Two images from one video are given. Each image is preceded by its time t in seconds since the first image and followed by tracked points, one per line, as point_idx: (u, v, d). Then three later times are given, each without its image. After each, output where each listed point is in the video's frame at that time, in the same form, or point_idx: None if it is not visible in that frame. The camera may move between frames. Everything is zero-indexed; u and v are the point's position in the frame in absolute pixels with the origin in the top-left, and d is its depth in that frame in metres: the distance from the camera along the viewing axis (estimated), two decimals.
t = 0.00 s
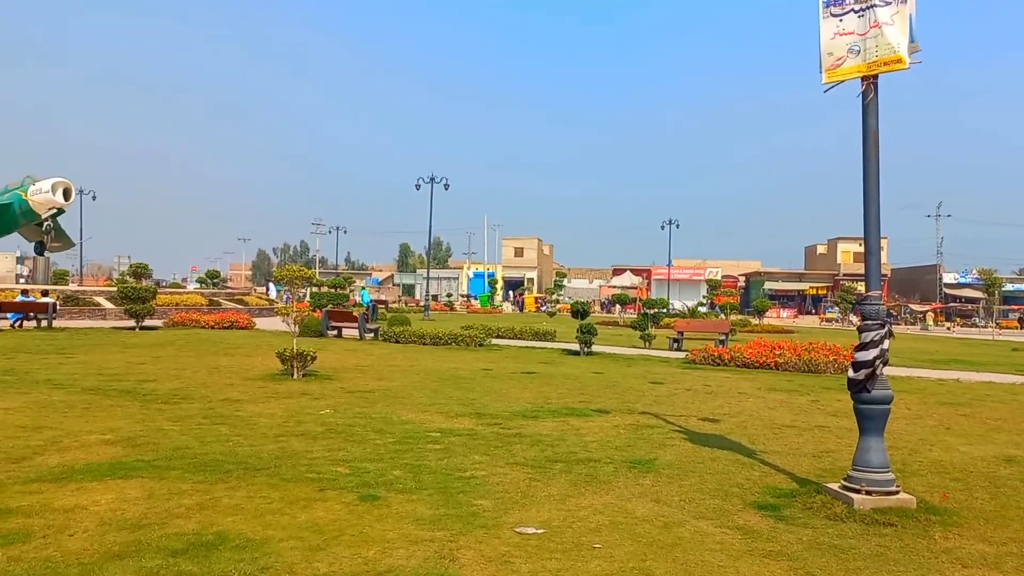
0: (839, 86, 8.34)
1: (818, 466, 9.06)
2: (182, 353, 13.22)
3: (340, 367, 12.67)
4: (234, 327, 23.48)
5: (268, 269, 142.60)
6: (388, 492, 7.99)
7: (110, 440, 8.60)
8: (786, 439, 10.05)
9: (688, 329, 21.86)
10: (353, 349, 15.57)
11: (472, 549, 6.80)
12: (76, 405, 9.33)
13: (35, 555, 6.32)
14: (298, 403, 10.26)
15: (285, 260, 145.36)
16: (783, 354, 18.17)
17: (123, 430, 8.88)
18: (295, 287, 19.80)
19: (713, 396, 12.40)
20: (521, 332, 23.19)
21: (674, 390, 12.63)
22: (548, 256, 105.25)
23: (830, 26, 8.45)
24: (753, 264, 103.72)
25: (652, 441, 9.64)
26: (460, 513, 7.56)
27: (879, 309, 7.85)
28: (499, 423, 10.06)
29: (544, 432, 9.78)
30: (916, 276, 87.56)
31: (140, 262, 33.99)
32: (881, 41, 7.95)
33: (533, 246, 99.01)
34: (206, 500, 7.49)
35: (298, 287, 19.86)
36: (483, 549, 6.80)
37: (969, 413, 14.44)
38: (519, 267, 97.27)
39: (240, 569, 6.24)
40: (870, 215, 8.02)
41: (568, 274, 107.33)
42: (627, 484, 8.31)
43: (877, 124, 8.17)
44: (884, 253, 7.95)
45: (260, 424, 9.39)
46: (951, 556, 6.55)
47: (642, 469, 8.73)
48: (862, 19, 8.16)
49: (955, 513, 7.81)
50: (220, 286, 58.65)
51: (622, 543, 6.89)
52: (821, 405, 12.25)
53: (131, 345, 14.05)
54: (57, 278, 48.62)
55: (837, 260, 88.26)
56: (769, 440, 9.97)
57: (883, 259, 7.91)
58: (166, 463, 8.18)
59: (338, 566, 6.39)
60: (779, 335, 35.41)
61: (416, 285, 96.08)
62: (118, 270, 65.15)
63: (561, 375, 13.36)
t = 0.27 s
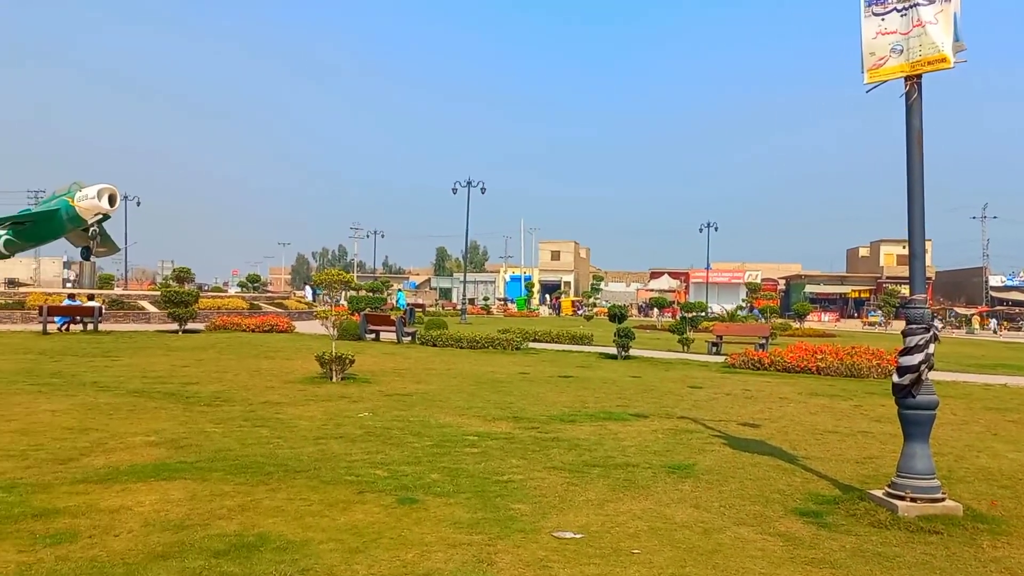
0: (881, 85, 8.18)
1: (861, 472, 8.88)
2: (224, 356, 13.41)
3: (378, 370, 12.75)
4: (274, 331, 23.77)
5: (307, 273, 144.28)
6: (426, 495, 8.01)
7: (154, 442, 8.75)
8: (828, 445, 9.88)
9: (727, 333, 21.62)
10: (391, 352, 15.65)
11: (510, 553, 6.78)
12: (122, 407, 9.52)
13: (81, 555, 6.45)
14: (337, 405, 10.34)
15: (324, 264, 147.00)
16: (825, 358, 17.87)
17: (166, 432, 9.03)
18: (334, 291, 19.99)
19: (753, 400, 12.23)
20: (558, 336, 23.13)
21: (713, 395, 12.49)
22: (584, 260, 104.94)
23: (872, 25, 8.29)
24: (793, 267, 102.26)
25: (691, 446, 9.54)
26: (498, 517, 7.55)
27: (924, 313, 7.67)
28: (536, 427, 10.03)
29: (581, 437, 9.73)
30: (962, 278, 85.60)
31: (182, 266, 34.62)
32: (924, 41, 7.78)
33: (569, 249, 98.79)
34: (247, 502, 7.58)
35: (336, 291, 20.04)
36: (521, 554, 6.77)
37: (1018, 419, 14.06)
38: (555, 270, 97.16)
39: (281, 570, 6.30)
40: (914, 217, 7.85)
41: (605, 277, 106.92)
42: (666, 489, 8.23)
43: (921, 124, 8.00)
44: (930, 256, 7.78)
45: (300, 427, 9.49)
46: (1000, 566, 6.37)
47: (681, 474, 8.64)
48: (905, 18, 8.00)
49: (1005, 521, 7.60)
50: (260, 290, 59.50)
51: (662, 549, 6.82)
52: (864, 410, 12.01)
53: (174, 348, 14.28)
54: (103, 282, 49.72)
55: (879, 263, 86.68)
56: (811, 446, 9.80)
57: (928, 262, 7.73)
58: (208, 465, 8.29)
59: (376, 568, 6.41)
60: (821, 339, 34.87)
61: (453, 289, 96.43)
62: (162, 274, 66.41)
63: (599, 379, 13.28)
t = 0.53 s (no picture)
0: (919, 86, 8.05)
1: (900, 478, 8.72)
2: (259, 360, 13.56)
3: (411, 374, 12.80)
4: (308, 335, 23.99)
5: (341, 277, 145.58)
6: (459, 499, 8.02)
7: (191, 444, 8.87)
8: (866, 450, 9.71)
9: (762, 337, 21.39)
10: (424, 356, 15.70)
11: (543, 558, 6.76)
12: (160, 410, 9.66)
13: (120, 556, 6.55)
14: (371, 409, 10.39)
15: (356, 268, 148.21)
16: (863, 362, 17.60)
17: (203, 435, 9.14)
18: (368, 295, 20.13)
19: (788, 405, 12.08)
20: (591, 339, 23.06)
21: (748, 399, 12.35)
22: (617, 263, 104.59)
23: (909, 24, 8.16)
24: (829, 270, 100.94)
25: (726, 451, 9.44)
26: (531, 521, 7.54)
27: (964, 317, 7.53)
28: (569, 431, 10.00)
29: (614, 441, 9.68)
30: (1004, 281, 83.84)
31: (218, 271, 35.10)
32: (963, 40, 7.63)
33: (602, 253, 98.47)
34: (282, 504, 7.65)
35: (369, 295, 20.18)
36: (555, 558, 6.75)
37: None
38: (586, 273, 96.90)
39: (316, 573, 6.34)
40: (954, 220, 7.69)
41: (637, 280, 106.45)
42: (701, 495, 8.14)
43: (960, 124, 7.85)
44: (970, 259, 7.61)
45: (334, 430, 9.55)
46: None
47: (716, 479, 8.55)
48: (943, 17, 7.85)
49: None
50: (295, 293, 60.17)
51: (697, 555, 6.76)
52: (902, 415, 11.80)
53: (211, 352, 14.47)
54: (143, 287, 50.60)
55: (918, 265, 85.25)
56: (849, 452, 9.64)
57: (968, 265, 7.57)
58: (244, 468, 8.38)
59: (410, 572, 6.43)
60: (859, 343, 34.37)
61: (485, 293, 96.64)
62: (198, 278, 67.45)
63: (631, 383, 13.21)
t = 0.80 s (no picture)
0: (959, 85, 7.90)
1: (941, 484, 8.55)
2: (294, 363, 13.67)
3: (444, 377, 12.82)
4: (343, 337, 24.17)
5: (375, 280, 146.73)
6: (493, 502, 8.01)
7: (228, 446, 8.96)
8: (906, 455, 9.54)
9: (798, 340, 21.13)
10: (458, 359, 15.74)
11: (578, 562, 6.73)
12: (198, 412, 9.78)
13: (160, 556, 6.64)
14: (404, 411, 10.43)
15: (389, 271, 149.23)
16: (902, 365, 17.30)
17: (240, 437, 9.24)
18: (403, 297, 20.22)
19: (826, 409, 11.90)
20: (624, 342, 22.96)
21: (785, 403, 12.20)
22: (650, 266, 104.12)
23: (949, 23, 8.01)
24: (865, 272, 99.54)
25: (762, 456, 9.33)
26: (565, 525, 7.51)
27: (1006, 320, 7.37)
28: (603, 435, 9.95)
29: (649, 445, 9.61)
30: None
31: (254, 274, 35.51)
32: (1005, 37, 7.47)
33: (635, 256, 98.02)
34: (318, 506, 7.70)
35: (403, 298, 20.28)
36: (590, 562, 6.72)
37: None
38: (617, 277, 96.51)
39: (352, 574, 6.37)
40: (996, 221, 7.53)
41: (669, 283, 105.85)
42: (737, 500, 8.05)
43: (1002, 123, 7.68)
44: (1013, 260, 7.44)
45: (369, 432, 9.60)
46: None
47: (752, 484, 8.45)
48: (985, 14, 7.69)
49: None
50: (329, 297, 60.69)
51: (734, 561, 6.68)
52: (943, 419, 11.58)
53: (247, 355, 14.63)
54: (181, 290, 51.38)
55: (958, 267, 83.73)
56: (888, 456, 9.48)
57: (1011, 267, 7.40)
58: (280, 469, 8.45)
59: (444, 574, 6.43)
60: (898, 346, 33.83)
61: (517, 295, 96.73)
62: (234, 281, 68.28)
63: (665, 386, 13.12)
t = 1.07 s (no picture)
0: (1002, 82, 7.74)
1: (982, 489, 8.39)
2: (328, 365, 13.78)
3: (476, 379, 12.85)
4: (375, 340, 24.31)
5: (406, 283, 147.61)
6: (527, 505, 8.00)
7: (264, 447, 9.06)
8: (946, 460, 9.38)
9: (834, 343, 20.88)
10: (490, 361, 15.76)
11: (613, 565, 6.70)
12: (234, 414, 9.89)
13: (198, 556, 6.72)
14: (437, 414, 10.46)
15: (420, 274, 150.00)
16: (941, 368, 17.03)
17: (276, 438, 9.33)
18: (434, 300, 20.29)
19: (863, 413, 11.74)
20: (657, 345, 22.86)
21: (821, 407, 12.05)
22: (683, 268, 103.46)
23: (992, 21, 7.89)
24: (901, 274, 98.02)
25: (798, 460, 9.23)
26: (599, 528, 7.48)
27: None
28: (636, 438, 9.91)
29: (682, 448, 9.55)
30: None
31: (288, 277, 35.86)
32: None
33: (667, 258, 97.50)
34: (352, 507, 7.76)
35: (435, 300, 20.38)
36: (624, 566, 6.69)
37: None
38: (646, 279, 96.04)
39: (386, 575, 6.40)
40: None
41: (701, 286, 105.12)
42: (773, 504, 7.97)
43: None
44: None
45: (402, 434, 9.65)
46: None
47: (788, 488, 8.36)
48: None
49: None
50: (361, 300, 61.12)
51: (770, 566, 6.61)
52: (984, 423, 11.37)
53: (282, 357, 14.78)
54: (216, 294, 52.05)
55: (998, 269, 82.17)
56: (927, 461, 9.33)
57: None
58: (315, 470, 8.52)
59: None
60: (939, 349, 33.23)
61: (549, 298, 96.72)
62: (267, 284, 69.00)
63: (699, 389, 13.03)
